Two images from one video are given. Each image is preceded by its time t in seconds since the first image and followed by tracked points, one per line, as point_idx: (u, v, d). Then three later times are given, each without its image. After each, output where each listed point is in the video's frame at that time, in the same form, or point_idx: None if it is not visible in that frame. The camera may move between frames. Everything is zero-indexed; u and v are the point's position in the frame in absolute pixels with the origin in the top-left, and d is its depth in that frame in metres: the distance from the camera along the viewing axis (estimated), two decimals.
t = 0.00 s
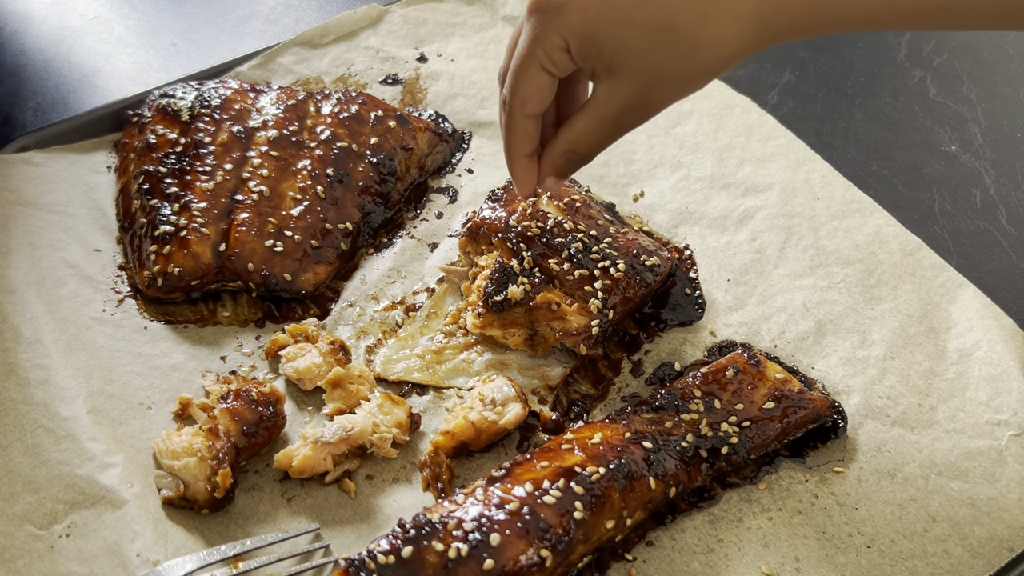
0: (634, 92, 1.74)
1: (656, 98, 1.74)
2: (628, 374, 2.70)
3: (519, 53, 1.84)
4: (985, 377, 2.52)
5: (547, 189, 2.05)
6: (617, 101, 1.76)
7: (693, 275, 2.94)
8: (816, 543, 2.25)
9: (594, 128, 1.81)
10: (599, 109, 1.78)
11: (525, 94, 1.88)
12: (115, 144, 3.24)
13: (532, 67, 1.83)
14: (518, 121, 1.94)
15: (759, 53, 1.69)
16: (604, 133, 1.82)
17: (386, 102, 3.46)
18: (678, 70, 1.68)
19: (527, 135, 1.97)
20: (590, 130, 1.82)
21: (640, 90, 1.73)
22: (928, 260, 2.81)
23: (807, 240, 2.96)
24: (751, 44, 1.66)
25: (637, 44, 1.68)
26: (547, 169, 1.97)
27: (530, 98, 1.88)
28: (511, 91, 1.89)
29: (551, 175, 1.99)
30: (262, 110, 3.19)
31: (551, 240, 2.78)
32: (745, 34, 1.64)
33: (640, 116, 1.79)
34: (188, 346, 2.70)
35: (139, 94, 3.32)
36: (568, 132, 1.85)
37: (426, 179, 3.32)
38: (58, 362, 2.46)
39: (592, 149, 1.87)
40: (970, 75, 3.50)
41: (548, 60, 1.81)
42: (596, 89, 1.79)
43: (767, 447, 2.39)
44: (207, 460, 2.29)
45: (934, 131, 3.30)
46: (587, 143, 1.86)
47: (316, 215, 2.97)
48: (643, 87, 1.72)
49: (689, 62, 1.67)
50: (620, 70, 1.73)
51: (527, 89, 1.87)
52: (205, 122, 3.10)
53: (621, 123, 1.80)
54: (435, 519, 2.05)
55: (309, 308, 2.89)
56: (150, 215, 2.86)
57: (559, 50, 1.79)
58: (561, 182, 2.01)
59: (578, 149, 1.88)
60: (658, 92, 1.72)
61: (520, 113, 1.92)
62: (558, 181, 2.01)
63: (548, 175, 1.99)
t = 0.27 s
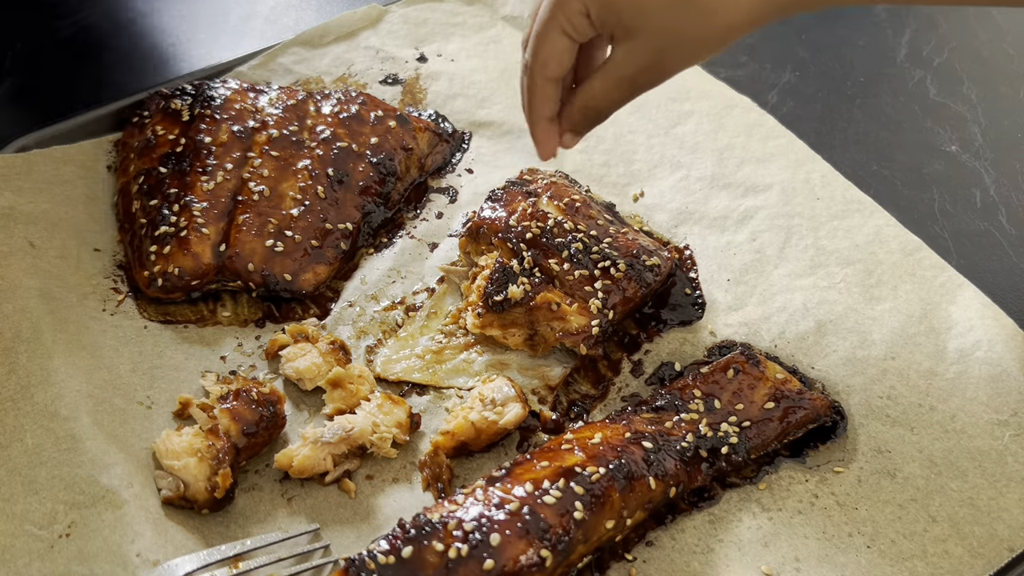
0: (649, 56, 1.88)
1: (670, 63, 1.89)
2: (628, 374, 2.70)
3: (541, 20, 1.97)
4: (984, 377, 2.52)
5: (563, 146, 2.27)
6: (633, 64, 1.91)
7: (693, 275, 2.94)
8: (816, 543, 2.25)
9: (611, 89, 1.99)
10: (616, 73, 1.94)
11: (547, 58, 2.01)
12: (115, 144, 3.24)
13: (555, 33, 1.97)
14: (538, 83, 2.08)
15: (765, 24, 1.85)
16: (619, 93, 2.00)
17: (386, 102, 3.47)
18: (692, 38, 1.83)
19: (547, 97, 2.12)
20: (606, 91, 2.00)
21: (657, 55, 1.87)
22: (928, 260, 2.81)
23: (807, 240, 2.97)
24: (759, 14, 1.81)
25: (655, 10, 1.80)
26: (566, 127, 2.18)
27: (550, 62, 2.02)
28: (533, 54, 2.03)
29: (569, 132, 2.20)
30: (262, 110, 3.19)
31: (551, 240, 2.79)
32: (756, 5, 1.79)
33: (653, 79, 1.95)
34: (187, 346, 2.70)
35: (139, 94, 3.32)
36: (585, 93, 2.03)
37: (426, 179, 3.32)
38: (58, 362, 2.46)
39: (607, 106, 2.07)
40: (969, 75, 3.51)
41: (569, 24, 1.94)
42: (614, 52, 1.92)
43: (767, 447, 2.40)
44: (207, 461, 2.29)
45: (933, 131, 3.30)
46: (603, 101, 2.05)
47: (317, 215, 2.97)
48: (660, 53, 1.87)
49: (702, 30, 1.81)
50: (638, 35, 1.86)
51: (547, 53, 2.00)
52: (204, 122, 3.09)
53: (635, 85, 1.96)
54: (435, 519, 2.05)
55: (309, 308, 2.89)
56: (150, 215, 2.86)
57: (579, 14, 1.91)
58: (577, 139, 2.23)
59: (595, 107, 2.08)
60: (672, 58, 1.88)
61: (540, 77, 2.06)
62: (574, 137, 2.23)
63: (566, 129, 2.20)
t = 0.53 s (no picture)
0: (665, 67, 1.88)
1: (686, 75, 1.88)
2: (628, 374, 2.70)
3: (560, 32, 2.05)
4: (984, 377, 2.52)
5: (585, 155, 2.32)
6: (648, 76, 1.92)
7: (693, 275, 2.94)
8: (816, 542, 2.24)
9: (627, 101, 2.00)
10: (633, 83, 1.95)
11: (567, 70, 2.08)
12: (116, 144, 3.24)
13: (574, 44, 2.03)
14: (559, 94, 2.15)
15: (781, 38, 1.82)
16: (636, 105, 2.02)
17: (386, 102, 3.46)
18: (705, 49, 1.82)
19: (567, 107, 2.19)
20: (624, 101, 2.01)
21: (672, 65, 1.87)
22: (928, 260, 2.81)
23: (807, 240, 2.96)
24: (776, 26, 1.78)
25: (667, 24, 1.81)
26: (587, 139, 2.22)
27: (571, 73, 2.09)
28: (553, 66, 2.10)
29: (591, 143, 2.23)
30: (262, 110, 3.18)
31: (551, 240, 2.79)
32: (771, 18, 1.76)
33: (671, 89, 1.95)
34: (187, 346, 2.70)
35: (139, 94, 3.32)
36: (604, 107, 2.06)
37: (426, 179, 3.32)
38: (58, 363, 2.46)
39: (626, 119, 2.07)
40: (970, 75, 3.50)
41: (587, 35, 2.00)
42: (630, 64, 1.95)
43: (767, 447, 2.40)
44: (207, 460, 2.29)
45: (934, 131, 3.30)
46: (621, 116, 2.06)
47: (317, 215, 2.97)
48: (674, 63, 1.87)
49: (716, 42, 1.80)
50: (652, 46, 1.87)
51: (567, 64, 2.07)
52: (204, 121, 3.08)
53: (652, 95, 1.97)
54: (435, 519, 2.05)
55: (309, 308, 2.89)
56: (150, 215, 2.86)
57: (598, 25, 1.97)
58: (599, 149, 2.27)
59: (613, 120, 2.09)
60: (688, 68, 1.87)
61: (561, 88, 2.13)
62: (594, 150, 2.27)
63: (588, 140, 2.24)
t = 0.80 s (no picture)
0: (675, 46, 1.88)
1: (697, 54, 1.87)
2: (628, 374, 2.70)
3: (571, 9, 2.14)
4: (984, 377, 2.52)
5: (592, 137, 2.34)
6: (658, 53, 1.91)
7: (693, 275, 2.94)
8: (816, 542, 2.24)
9: (638, 79, 2.00)
10: (641, 62, 1.96)
11: (575, 44, 2.16)
12: (115, 144, 3.24)
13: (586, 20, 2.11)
14: (567, 69, 2.23)
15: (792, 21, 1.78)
16: (645, 86, 2.01)
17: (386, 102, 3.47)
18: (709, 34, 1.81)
19: (574, 84, 2.26)
20: (632, 80, 2.03)
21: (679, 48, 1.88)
22: (929, 260, 2.81)
23: (807, 240, 2.96)
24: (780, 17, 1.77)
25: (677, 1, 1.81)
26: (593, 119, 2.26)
27: (579, 49, 2.17)
28: (563, 40, 2.19)
29: (597, 123, 2.26)
30: (262, 110, 3.19)
31: (551, 240, 2.79)
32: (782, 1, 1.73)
33: (681, 72, 1.96)
34: (187, 346, 2.70)
35: (139, 94, 3.32)
36: (615, 84, 2.06)
37: (426, 179, 3.32)
38: (58, 363, 2.47)
39: (633, 98, 2.08)
40: (969, 75, 3.50)
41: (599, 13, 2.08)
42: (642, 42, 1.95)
43: (767, 447, 2.40)
44: (207, 460, 2.29)
45: (934, 131, 3.30)
46: (629, 94, 2.06)
47: (317, 215, 2.97)
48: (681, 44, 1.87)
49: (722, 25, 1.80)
50: (661, 24, 1.88)
51: (577, 39, 2.15)
52: (204, 122, 3.09)
53: (661, 75, 1.97)
54: (435, 519, 2.05)
55: (309, 308, 2.89)
56: (151, 215, 2.86)
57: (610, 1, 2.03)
58: (606, 131, 2.27)
59: (621, 98, 2.10)
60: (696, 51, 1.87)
61: (569, 63, 2.21)
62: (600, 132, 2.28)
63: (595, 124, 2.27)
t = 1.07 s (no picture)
0: (643, 27, 1.92)
1: (663, 39, 1.93)
2: (628, 374, 2.70)
3: None
4: (984, 377, 2.52)
5: (558, 109, 2.38)
6: (625, 34, 1.96)
7: (693, 275, 2.95)
8: (816, 542, 2.24)
9: (605, 57, 2.06)
10: (611, 40, 2.00)
11: (548, 19, 2.15)
12: (115, 144, 3.24)
13: None
14: (541, 43, 2.23)
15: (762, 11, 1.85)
16: (612, 63, 2.07)
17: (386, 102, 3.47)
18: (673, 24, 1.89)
19: (546, 57, 2.26)
20: (602, 55, 2.06)
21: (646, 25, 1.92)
22: (929, 260, 2.81)
23: (807, 240, 2.96)
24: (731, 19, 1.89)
25: None
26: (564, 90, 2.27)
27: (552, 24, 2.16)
28: (538, 14, 2.18)
29: (564, 95, 2.30)
30: (262, 110, 3.19)
31: (551, 240, 2.79)
32: None
33: (649, 53, 2.02)
34: (188, 346, 2.70)
35: (139, 94, 3.32)
36: (583, 60, 2.12)
37: (426, 179, 3.32)
38: (59, 363, 2.47)
39: (601, 73, 2.13)
40: (970, 75, 3.50)
41: None
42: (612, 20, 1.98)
43: (767, 447, 2.39)
44: (207, 460, 2.28)
45: (934, 131, 3.30)
46: (597, 73, 2.13)
47: (317, 215, 2.97)
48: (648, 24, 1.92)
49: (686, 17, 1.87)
50: (632, 6, 1.91)
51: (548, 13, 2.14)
52: (204, 122, 3.09)
53: (627, 55, 2.02)
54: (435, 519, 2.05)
55: (309, 308, 2.89)
56: (150, 215, 2.86)
57: None
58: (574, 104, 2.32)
59: (589, 73, 2.15)
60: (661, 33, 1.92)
61: (542, 37, 2.21)
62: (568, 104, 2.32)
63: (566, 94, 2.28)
